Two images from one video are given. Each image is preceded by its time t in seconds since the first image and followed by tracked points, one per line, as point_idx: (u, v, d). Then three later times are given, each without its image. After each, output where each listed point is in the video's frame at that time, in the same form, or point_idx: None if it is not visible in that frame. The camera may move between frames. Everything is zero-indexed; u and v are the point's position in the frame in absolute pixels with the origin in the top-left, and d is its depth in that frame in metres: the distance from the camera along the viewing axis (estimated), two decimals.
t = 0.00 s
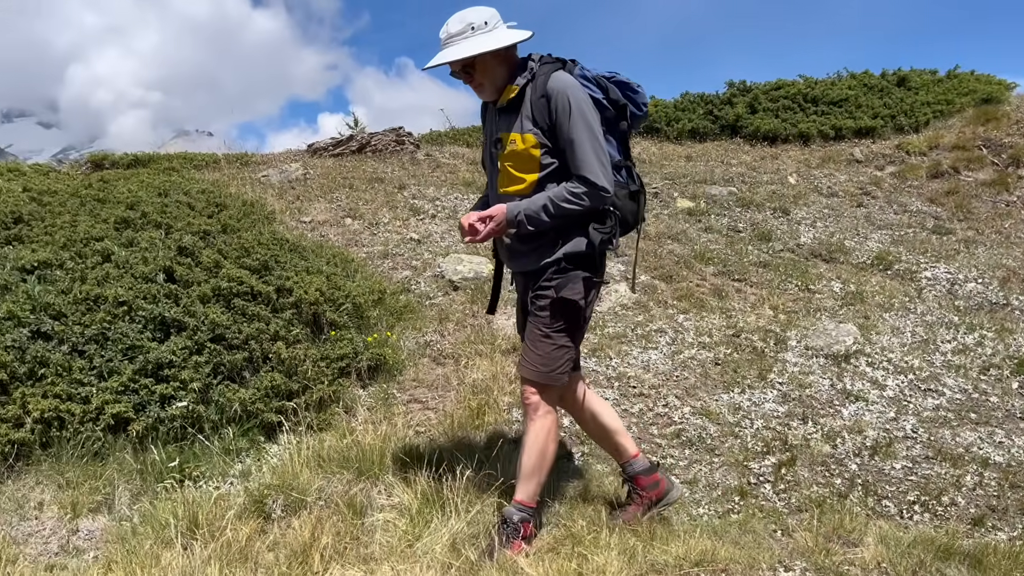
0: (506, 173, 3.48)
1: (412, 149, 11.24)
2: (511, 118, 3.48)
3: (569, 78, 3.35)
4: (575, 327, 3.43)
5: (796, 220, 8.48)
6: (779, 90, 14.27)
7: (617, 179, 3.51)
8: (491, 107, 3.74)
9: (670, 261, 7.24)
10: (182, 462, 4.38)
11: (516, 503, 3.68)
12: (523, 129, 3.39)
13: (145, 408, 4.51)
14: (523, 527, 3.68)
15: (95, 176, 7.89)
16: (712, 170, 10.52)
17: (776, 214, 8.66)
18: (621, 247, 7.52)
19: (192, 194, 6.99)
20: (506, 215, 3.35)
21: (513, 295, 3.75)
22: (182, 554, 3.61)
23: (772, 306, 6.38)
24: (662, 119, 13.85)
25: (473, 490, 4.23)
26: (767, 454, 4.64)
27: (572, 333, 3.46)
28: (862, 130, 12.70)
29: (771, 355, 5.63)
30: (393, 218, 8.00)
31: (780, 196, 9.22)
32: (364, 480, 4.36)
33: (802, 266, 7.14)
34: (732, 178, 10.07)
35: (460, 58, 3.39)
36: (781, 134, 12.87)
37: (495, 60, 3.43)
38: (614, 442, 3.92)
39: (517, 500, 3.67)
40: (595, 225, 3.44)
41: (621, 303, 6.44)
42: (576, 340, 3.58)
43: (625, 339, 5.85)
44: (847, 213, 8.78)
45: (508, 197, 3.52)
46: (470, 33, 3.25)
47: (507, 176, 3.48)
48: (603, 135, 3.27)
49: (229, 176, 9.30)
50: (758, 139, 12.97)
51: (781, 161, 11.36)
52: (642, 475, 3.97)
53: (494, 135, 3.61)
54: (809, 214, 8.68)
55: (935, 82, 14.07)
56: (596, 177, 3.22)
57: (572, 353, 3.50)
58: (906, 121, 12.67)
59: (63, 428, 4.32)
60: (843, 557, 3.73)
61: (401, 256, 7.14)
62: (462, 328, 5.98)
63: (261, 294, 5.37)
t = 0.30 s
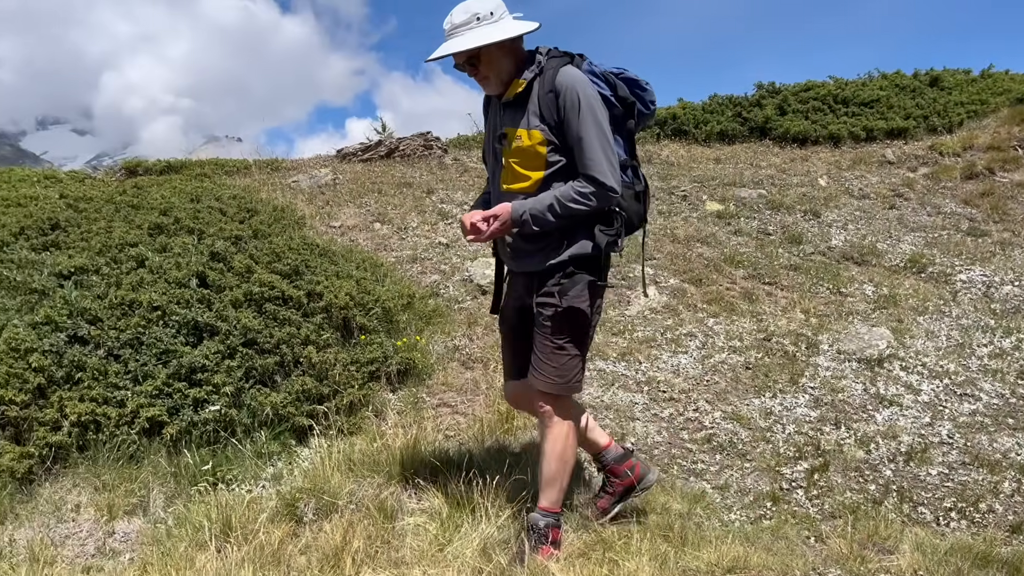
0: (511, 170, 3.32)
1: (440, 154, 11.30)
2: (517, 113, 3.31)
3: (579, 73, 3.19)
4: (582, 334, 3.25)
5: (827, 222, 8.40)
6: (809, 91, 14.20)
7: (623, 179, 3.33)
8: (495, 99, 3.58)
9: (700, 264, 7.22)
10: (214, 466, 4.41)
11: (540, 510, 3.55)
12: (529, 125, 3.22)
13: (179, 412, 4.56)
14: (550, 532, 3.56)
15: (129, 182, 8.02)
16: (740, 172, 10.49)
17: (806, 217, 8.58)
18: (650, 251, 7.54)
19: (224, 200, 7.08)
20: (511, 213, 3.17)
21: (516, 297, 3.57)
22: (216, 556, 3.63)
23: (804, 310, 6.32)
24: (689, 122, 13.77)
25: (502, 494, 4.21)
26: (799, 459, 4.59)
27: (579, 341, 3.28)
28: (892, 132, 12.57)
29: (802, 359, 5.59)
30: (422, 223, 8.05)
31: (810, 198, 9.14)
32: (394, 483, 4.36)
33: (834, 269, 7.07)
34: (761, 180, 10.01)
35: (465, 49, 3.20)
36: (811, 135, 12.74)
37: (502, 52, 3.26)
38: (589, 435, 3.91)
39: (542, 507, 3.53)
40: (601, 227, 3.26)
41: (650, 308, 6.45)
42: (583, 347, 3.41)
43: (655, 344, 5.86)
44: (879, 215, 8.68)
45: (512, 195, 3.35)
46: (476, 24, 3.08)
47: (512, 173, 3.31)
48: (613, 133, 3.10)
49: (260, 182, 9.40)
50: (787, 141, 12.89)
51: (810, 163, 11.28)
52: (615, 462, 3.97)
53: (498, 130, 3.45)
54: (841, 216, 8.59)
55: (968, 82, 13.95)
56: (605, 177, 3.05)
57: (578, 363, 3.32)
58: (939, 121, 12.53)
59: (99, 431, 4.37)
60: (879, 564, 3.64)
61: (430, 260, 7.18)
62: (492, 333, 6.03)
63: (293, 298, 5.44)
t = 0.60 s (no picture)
0: (528, 170, 3.30)
1: (466, 159, 11.36)
2: (536, 112, 3.27)
3: (601, 74, 3.17)
4: (594, 342, 3.20)
5: (857, 225, 8.31)
6: (838, 93, 14.11)
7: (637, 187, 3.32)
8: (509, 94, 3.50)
9: (728, 268, 7.19)
10: (245, 470, 4.44)
11: (562, 517, 3.43)
12: (550, 124, 3.19)
13: (209, 416, 4.59)
14: (574, 538, 3.45)
15: (160, 189, 8.14)
16: (768, 174, 10.43)
17: (836, 220, 8.50)
18: (677, 255, 7.53)
19: (253, 206, 7.15)
20: (528, 214, 3.14)
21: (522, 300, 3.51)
22: (247, 561, 3.65)
23: (834, 314, 6.26)
24: (716, 125, 13.71)
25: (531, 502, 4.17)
26: (830, 466, 4.54)
27: (591, 349, 3.24)
28: (922, 133, 12.42)
29: (833, 364, 5.54)
30: (448, 228, 8.08)
31: (839, 201, 9.05)
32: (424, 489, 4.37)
33: (865, 273, 6.99)
34: (790, 183, 9.94)
35: (492, 39, 3.12)
36: (840, 138, 12.65)
37: (526, 45, 3.19)
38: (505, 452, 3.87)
39: (567, 514, 3.41)
40: (615, 234, 3.24)
41: (678, 311, 6.42)
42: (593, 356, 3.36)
43: (683, 348, 5.85)
44: (910, 218, 8.57)
45: (526, 195, 3.32)
46: (507, 13, 3.03)
47: (529, 174, 3.29)
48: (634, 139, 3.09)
49: (289, 188, 9.48)
50: (816, 143, 12.78)
51: (840, 165, 11.18)
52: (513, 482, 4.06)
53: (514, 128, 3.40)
54: (871, 219, 8.50)
55: (1001, 82, 13.80)
56: (625, 183, 3.04)
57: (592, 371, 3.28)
58: (972, 122, 12.36)
59: (132, 435, 4.42)
60: (913, 573, 3.59)
61: (457, 265, 7.20)
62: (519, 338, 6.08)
63: (321, 304, 5.51)
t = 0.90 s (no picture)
0: (541, 177, 3.21)
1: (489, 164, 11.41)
2: (550, 119, 3.19)
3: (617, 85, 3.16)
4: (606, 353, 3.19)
5: (885, 229, 8.23)
6: (865, 96, 13.99)
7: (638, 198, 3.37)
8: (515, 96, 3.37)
9: (754, 273, 7.15)
10: (273, 475, 4.48)
11: (583, 526, 3.38)
12: (568, 133, 3.13)
13: (238, 422, 4.64)
14: (596, 545, 3.40)
15: (189, 197, 8.25)
16: (794, 178, 10.37)
17: (863, 224, 8.41)
18: (702, 260, 7.52)
19: (279, 214, 7.22)
20: (549, 222, 3.05)
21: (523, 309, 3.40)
22: (276, 565, 3.67)
23: (862, 319, 6.20)
24: (741, 129, 13.60)
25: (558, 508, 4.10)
26: (859, 473, 4.50)
27: (603, 359, 3.21)
28: (951, 134, 12.24)
29: (861, 370, 5.49)
30: (472, 233, 8.12)
31: (867, 205, 8.96)
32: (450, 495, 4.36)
33: (893, 277, 6.92)
34: (816, 186, 9.86)
35: (519, 35, 3.03)
36: (867, 141, 12.53)
37: (548, 50, 3.13)
38: (442, 475, 3.44)
39: (590, 524, 3.35)
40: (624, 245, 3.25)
41: (704, 317, 6.40)
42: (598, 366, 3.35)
43: (708, 354, 5.82)
44: (940, 221, 8.46)
45: (539, 203, 3.24)
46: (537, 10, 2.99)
47: (542, 181, 3.21)
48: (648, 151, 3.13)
49: (314, 195, 9.55)
50: (842, 146, 12.67)
51: (866, 169, 11.07)
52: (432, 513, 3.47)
53: (522, 133, 3.29)
54: (899, 223, 8.40)
55: None
56: (643, 194, 3.06)
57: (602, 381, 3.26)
58: (1002, 123, 12.17)
59: (162, 441, 4.47)
60: None
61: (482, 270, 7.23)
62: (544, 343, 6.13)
63: (347, 310, 5.57)
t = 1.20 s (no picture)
0: (529, 189, 3.13)
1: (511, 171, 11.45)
2: (534, 130, 3.13)
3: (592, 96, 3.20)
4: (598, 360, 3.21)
5: (912, 234, 8.14)
6: (890, 99, 13.87)
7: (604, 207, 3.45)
8: (485, 106, 3.23)
9: (778, 278, 7.12)
10: (298, 481, 4.51)
11: (604, 532, 3.33)
12: (555, 143, 3.10)
13: (264, 428, 4.68)
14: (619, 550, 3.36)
15: (215, 205, 8.36)
16: (819, 183, 10.29)
17: (890, 228, 8.33)
18: (726, 265, 7.50)
19: (305, 221, 7.29)
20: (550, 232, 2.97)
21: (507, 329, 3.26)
22: (302, 571, 3.67)
23: (888, 324, 6.15)
24: (765, 134, 13.49)
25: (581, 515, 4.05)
26: (887, 481, 4.45)
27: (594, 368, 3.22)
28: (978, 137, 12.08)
29: (889, 376, 5.44)
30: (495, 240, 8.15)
31: (893, 209, 8.86)
32: (474, 501, 4.35)
33: (920, 282, 6.86)
34: (841, 191, 9.77)
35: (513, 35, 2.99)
36: (893, 144, 12.41)
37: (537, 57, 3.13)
38: (439, 509, 3.23)
39: (607, 530, 3.32)
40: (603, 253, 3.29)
41: (728, 323, 6.37)
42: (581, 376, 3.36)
43: (733, 360, 5.79)
44: (968, 226, 8.35)
45: (528, 215, 3.16)
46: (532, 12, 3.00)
47: (531, 193, 3.13)
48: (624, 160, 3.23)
49: (339, 202, 9.61)
50: (868, 150, 12.56)
51: (893, 172, 10.97)
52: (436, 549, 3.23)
53: (502, 146, 3.18)
54: (927, 227, 8.31)
55: None
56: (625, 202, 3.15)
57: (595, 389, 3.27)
58: None
59: (189, 447, 4.51)
60: None
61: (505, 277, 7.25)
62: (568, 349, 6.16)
63: (372, 317, 5.63)
